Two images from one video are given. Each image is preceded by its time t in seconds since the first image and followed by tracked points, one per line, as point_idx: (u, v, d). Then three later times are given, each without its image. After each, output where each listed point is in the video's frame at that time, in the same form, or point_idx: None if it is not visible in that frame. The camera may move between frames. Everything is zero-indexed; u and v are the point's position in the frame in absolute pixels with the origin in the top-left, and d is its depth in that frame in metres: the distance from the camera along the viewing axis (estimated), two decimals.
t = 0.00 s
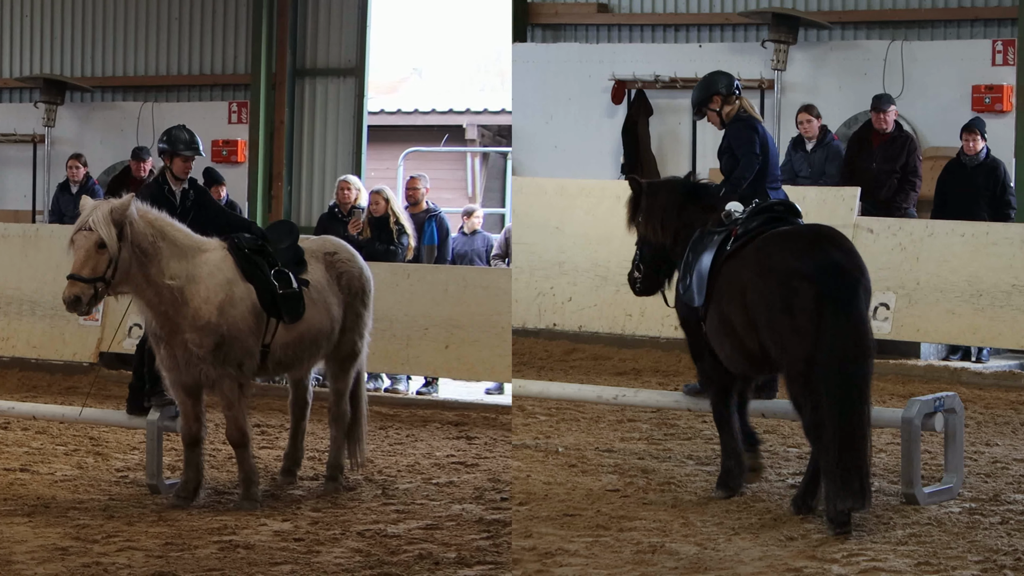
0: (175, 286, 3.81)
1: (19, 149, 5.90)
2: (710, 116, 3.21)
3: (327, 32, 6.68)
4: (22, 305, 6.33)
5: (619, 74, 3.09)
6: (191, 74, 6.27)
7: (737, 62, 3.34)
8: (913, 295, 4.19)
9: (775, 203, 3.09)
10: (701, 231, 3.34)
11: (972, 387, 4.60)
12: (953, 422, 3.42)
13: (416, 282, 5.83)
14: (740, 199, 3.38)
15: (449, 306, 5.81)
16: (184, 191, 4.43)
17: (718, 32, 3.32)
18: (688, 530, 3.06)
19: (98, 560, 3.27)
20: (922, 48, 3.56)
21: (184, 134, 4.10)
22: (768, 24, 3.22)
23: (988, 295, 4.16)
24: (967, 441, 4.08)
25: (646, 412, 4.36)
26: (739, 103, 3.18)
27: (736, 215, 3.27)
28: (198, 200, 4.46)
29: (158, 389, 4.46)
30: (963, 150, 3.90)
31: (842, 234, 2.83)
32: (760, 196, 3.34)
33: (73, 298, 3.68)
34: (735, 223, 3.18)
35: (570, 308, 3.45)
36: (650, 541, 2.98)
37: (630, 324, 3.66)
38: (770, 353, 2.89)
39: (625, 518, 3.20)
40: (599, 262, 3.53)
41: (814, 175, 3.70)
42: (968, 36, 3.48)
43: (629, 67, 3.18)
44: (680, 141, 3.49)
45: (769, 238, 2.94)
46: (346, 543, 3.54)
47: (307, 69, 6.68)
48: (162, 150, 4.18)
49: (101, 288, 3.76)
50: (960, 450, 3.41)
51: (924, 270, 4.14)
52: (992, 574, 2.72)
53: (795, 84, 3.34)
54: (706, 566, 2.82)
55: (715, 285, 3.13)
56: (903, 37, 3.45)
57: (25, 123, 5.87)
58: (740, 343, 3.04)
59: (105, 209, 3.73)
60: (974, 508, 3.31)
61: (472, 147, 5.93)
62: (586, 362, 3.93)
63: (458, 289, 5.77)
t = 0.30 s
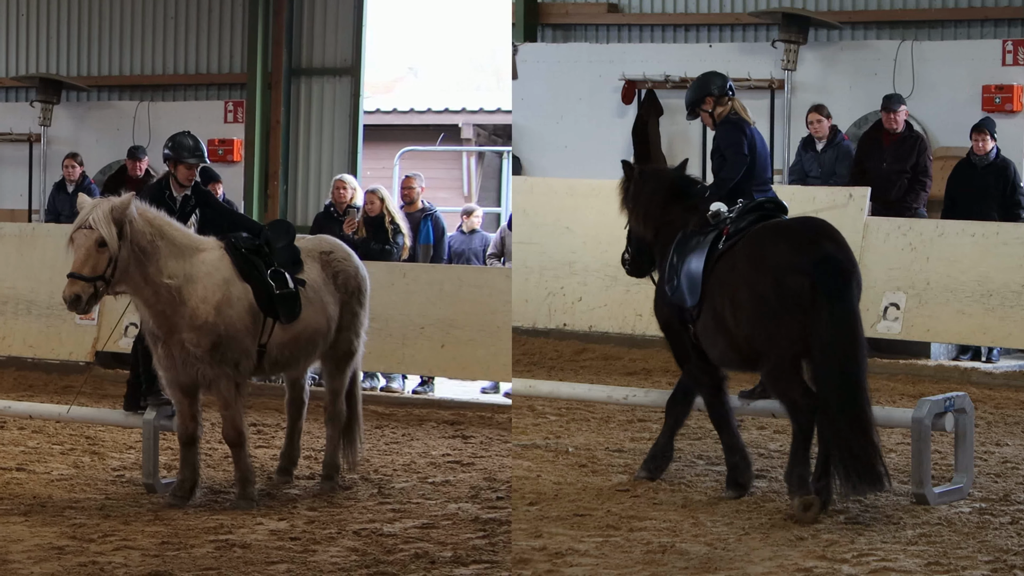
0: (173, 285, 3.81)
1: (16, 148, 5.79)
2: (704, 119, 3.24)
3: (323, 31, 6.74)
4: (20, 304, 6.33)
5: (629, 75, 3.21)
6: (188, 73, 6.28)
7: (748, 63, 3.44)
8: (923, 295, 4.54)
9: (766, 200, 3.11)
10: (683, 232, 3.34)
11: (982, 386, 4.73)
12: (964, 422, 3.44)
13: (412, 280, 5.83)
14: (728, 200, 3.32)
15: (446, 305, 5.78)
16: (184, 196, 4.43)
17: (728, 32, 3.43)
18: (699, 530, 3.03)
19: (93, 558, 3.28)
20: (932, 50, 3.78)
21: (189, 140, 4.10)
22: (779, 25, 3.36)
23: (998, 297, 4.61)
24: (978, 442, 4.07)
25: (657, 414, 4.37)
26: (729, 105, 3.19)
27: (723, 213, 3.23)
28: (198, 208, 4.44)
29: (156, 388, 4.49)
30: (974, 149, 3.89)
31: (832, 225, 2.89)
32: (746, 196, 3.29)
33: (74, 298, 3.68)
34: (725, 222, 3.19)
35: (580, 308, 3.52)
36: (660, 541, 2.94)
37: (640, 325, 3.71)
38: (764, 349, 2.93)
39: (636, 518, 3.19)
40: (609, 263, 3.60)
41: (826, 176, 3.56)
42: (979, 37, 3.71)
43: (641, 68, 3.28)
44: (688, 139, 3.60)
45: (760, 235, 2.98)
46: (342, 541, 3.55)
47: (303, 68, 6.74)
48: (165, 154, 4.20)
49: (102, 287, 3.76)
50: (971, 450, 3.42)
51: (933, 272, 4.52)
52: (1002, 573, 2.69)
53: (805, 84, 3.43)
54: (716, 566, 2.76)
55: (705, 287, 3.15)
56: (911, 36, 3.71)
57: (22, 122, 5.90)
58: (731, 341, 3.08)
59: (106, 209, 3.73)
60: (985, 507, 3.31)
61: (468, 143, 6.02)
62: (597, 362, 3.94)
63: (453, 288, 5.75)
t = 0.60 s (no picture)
0: (169, 284, 3.83)
1: (12, 148, 5.76)
2: (689, 114, 3.23)
3: (319, 28, 6.76)
4: (15, 303, 6.33)
5: (640, 75, 3.31)
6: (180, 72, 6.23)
7: (758, 62, 3.30)
8: (933, 296, 4.07)
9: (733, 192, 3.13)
10: (650, 231, 3.36)
11: (992, 388, 4.45)
12: (974, 423, 3.47)
13: (408, 280, 5.86)
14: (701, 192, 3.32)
15: (442, 303, 5.81)
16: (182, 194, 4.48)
17: (738, 32, 3.35)
18: (709, 530, 3.06)
19: (87, 557, 3.29)
20: (941, 50, 3.35)
21: (188, 137, 4.18)
22: (790, 25, 3.20)
23: None
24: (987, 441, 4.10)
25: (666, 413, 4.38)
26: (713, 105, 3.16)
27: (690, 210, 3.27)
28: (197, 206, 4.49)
29: (150, 387, 4.50)
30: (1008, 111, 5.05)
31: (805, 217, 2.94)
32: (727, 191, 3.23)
33: (74, 300, 3.74)
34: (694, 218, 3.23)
35: (590, 308, 3.46)
36: (670, 542, 2.98)
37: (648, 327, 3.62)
38: (740, 343, 2.98)
39: (646, 518, 3.19)
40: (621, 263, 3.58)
41: (837, 175, 3.41)
42: (989, 37, 3.31)
43: (650, 68, 3.37)
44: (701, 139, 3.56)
45: (739, 230, 3.00)
46: (338, 540, 3.57)
47: (297, 68, 6.72)
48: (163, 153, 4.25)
49: (101, 287, 3.79)
50: (981, 451, 3.46)
51: (945, 271, 4.05)
52: (1012, 573, 2.76)
53: (816, 84, 3.28)
54: (727, 566, 2.81)
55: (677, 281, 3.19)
56: (922, 36, 3.32)
57: (17, 122, 5.86)
58: (706, 334, 3.10)
59: (104, 210, 3.76)
60: (995, 507, 3.36)
61: (462, 143, 5.86)
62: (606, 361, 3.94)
63: (448, 287, 5.78)
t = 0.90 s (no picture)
0: (165, 285, 3.83)
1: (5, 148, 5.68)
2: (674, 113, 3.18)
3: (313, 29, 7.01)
4: (10, 303, 6.33)
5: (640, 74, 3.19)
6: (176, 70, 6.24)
7: (760, 62, 3.24)
8: (935, 295, 4.28)
9: (689, 196, 3.27)
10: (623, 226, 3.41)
11: (993, 388, 4.45)
12: (975, 422, 3.48)
13: (402, 279, 5.90)
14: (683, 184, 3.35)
15: (436, 303, 5.84)
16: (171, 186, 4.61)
17: (740, 32, 3.29)
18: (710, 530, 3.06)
19: (82, 557, 3.29)
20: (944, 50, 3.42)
21: (174, 130, 4.23)
22: (790, 25, 3.21)
23: None
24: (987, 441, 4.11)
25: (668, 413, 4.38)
26: (700, 102, 3.17)
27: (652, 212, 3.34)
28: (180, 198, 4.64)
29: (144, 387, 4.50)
30: None
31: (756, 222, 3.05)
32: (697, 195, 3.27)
33: (73, 301, 3.67)
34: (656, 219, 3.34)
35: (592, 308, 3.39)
36: (671, 541, 2.99)
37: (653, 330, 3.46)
38: (690, 339, 3.12)
39: (647, 518, 3.19)
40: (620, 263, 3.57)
41: (838, 175, 3.44)
42: (990, 37, 3.36)
43: (653, 67, 3.22)
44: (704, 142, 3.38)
45: (689, 231, 3.16)
46: (332, 540, 3.57)
47: (292, 67, 7.02)
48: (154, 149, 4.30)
49: (99, 288, 3.77)
50: (982, 450, 3.48)
51: (945, 271, 4.26)
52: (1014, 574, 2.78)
53: (817, 84, 3.28)
54: (728, 566, 2.83)
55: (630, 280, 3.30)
56: (924, 36, 3.39)
57: (11, 122, 5.76)
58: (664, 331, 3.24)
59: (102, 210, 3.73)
60: (996, 507, 3.37)
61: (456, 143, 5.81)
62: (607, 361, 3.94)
63: (443, 286, 5.81)
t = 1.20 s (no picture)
0: (164, 284, 3.83)
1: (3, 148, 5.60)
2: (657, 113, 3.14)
3: (311, 29, 7.05)
4: (7, 303, 6.32)
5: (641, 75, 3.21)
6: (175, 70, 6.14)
7: (759, 62, 3.23)
8: (935, 295, 3.88)
9: (659, 195, 3.24)
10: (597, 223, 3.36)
11: (992, 388, 4.18)
12: (975, 422, 3.47)
13: (400, 279, 5.87)
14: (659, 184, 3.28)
15: (435, 303, 5.82)
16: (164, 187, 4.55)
17: (739, 32, 3.27)
18: (710, 530, 3.07)
19: (80, 557, 3.29)
20: (943, 50, 3.39)
21: (167, 132, 4.32)
22: (790, 25, 3.22)
23: None
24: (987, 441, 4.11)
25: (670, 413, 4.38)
26: (682, 105, 3.08)
27: (622, 211, 3.35)
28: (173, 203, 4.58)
29: (142, 386, 4.50)
30: None
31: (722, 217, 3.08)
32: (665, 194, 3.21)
33: (74, 301, 3.67)
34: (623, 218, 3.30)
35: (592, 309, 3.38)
36: (671, 541, 3.00)
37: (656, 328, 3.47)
38: (658, 333, 3.13)
39: (647, 518, 3.19)
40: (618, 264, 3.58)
41: (837, 175, 3.47)
42: (990, 37, 3.37)
43: (654, 68, 3.19)
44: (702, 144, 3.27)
45: (655, 223, 3.14)
46: (330, 540, 3.57)
47: (290, 67, 7.06)
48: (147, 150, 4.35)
49: (99, 288, 3.76)
50: (982, 449, 3.47)
51: (947, 271, 3.86)
52: (1013, 574, 2.79)
53: (817, 84, 3.27)
54: (728, 566, 2.85)
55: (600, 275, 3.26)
56: (924, 36, 3.36)
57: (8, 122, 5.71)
58: (625, 322, 3.22)
59: (102, 210, 3.73)
60: (996, 507, 3.37)
61: (455, 143, 5.87)
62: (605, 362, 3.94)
63: (441, 286, 5.79)
